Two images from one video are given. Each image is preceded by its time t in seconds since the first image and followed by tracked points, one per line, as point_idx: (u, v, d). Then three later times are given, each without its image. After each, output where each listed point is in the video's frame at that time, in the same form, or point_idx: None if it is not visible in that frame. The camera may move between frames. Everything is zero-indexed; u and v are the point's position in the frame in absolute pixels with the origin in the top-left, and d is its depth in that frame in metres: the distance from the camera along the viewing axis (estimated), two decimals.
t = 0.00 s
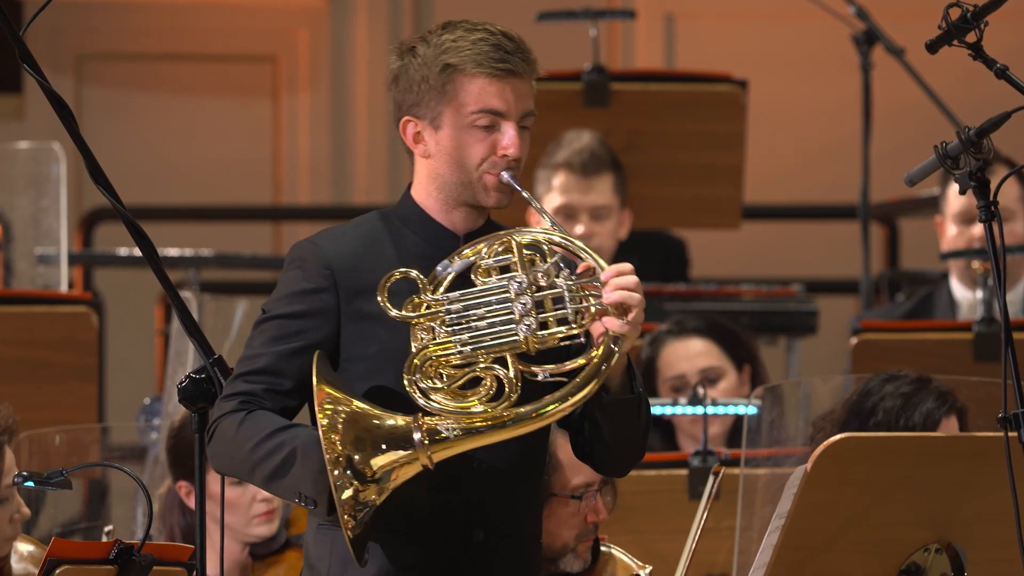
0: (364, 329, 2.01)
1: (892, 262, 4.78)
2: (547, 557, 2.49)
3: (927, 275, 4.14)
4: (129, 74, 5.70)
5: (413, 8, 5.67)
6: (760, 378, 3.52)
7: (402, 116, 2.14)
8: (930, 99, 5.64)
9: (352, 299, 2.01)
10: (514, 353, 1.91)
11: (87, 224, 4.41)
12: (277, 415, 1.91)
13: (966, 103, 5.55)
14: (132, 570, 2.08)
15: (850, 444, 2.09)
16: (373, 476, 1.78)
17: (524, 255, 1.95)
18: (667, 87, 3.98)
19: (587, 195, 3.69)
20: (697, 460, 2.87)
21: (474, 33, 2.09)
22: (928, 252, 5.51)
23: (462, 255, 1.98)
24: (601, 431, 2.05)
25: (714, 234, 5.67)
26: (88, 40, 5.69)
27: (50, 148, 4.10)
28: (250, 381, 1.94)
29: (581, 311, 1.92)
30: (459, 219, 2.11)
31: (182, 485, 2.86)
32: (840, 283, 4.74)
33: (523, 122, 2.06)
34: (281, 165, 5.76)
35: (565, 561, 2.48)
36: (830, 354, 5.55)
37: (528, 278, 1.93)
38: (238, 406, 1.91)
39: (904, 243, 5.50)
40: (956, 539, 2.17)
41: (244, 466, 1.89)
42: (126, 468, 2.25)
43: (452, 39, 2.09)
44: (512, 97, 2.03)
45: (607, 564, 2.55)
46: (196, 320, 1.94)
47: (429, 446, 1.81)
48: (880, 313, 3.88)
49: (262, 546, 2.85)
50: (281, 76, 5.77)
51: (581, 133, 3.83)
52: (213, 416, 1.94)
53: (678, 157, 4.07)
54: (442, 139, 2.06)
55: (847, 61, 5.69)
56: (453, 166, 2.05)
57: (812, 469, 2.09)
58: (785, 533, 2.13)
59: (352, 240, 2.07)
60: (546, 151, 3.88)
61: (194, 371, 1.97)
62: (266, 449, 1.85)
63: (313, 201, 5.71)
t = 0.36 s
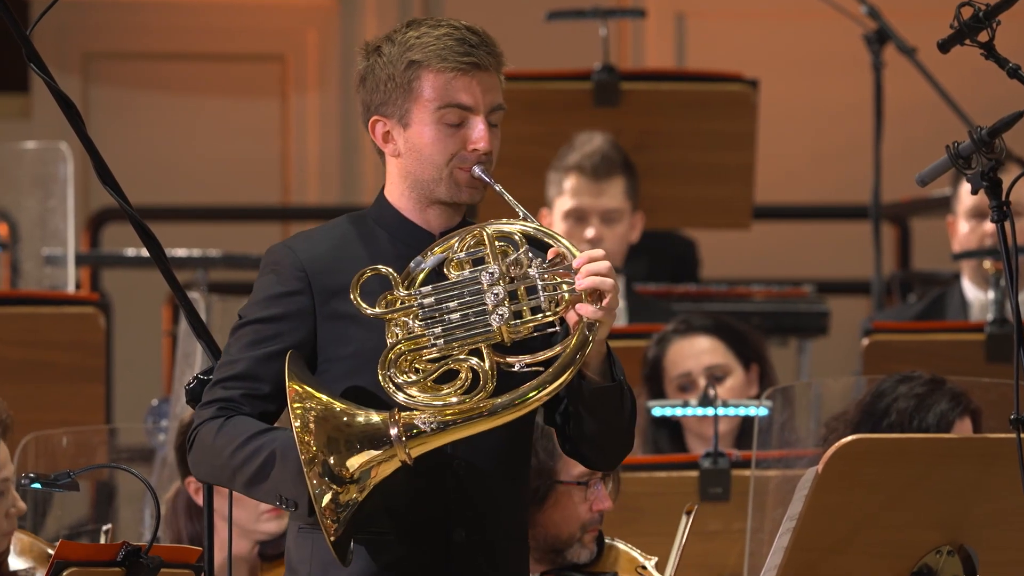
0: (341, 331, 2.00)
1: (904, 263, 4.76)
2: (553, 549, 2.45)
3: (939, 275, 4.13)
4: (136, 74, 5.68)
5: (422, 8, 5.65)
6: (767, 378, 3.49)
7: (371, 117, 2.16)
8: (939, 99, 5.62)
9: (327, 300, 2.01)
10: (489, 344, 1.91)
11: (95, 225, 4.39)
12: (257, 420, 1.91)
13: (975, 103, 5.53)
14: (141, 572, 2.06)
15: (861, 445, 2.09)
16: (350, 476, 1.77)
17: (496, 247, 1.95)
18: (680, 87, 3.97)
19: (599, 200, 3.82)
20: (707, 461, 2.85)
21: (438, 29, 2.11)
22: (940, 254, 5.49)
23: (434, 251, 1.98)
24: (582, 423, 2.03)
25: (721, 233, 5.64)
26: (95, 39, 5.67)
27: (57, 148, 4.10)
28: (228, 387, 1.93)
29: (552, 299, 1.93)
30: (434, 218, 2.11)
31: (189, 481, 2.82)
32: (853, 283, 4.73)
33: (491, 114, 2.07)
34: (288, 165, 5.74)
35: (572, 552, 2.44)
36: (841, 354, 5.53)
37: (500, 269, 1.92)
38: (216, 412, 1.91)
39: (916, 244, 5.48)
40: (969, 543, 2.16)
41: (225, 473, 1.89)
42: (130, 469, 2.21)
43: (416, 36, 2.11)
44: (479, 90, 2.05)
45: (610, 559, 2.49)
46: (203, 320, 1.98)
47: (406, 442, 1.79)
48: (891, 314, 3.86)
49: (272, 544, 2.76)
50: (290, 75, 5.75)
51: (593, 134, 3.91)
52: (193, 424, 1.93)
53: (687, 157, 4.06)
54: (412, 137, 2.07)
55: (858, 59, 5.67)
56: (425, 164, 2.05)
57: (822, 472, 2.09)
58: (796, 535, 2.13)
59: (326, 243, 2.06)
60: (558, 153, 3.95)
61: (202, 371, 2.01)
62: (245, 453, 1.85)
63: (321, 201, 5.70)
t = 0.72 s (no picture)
0: (336, 333, 1.98)
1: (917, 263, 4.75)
2: (556, 550, 2.43)
3: (953, 276, 4.11)
4: (144, 73, 5.67)
5: (431, 7, 5.64)
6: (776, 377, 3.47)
7: (361, 118, 2.14)
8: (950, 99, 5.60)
9: (323, 302, 1.99)
10: (491, 345, 1.89)
11: (103, 225, 4.38)
12: (253, 424, 1.89)
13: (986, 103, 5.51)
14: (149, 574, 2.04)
15: (872, 446, 2.07)
16: (359, 476, 1.75)
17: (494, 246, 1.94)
18: (688, 86, 3.99)
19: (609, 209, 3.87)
20: (719, 462, 2.83)
21: (427, 29, 2.10)
22: (953, 254, 5.48)
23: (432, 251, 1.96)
24: (583, 424, 2.01)
25: (728, 233, 5.63)
26: (102, 37, 5.64)
27: (65, 148, 4.12)
28: (222, 391, 1.91)
29: (553, 299, 1.92)
30: (424, 219, 2.10)
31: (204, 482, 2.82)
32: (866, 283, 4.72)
33: (482, 114, 2.06)
34: (297, 165, 5.73)
35: (574, 553, 2.43)
36: (852, 355, 5.52)
37: (500, 269, 1.91)
38: (212, 416, 1.89)
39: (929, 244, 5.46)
40: (981, 543, 2.15)
41: (221, 478, 1.87)
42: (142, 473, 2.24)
43: (406, 36, 2.09)
44: (470, 90, 2.04)
45: (613, 559, 2.47)
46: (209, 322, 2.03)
47: (410, 443, 1.77)
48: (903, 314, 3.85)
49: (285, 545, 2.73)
50: (299, 74, 5.74)
51: (604, 138, 3.90)
52: (188, 431, 1.92)
53: (697, 156, 4.05)
54: (403, 138, 2.06)
55: (869, 58, 5.66)
56: (416, 165, 2.04)
57: (835, 470, 2.09)
58: (807, 537, 2.13)
59: (319, 245, 2.05)
60: (569, 157, 3.95)
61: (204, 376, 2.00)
62: (243, 457, 1.83)
63: (330, 201, 5.68)
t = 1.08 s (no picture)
0: (339, 334, 1.96)
1: (928, 262, 4.73)
2: (556, 551, 2.41)
3: (964, 275, 4.10)
4: (148, 71, 5.64)
5: (437, 5, 5.62)
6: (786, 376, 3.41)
7: (355, 116, 2.11)
8: (960, 97, 5.57)
9: (324, 303, 1.97)
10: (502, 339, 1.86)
11: (107, 224, 4.35)
12: (257, 426, 1.86)
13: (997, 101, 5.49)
14: None
15: (879, 448, 2.06)
16: (377, 472, 1.72)
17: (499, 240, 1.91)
18: (695, 83, 3.98)
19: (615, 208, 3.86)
20: (727, 464, 2.79)
21: (422, 25, 2.07)
22: (964, 254, 5.45)
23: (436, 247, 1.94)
24: (589, 421, 1.99)
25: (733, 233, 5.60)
26: (105, 35, 5.62)
27: (68, 146, 4.10)
28: (224, 395, 1.88)
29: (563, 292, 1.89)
30: (422, 218, 2.07)
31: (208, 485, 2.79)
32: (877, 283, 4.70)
33: (478, 110, 2.03)
34: (302, 164, 5.70)
35: (575, 555, 2.40)
36: (862, 356, 5.49)
37: (507, 262, 1.87)
38: (215, 420, 1.86)
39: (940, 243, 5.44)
40: (992, 546, 2.14)
41: (227, 482, 1.83)
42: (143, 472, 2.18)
43: (400, 32, 2.07)
44: (466, 85, 2.01)
45: (614, 558, 2.44)
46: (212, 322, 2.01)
47: (425, 440, 1.74)
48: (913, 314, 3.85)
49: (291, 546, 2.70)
50: (304, 73, 5.71)
51: (613, 139, 3.88)
52: (189, 436, 1.88)
53: (705, 154, 4.04)
54: (400, 134, 2.03)
55: (877, 56, 5.63)
56: (414, 161, 2.01)
57: (841, 475, 2.07)
58: (817, 540, 2.11)
59: (319, 245, 2.02)
60: (576, 158, 3.93)
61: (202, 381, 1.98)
62: (251, 458, 1.81)
63: (336, 201, 5.66)
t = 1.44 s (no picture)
0: (345, 335, 1.93)
1: (937, 262, 4.70)
2: (561, 559, 2.37)
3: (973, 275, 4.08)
4: (150, 70, 5.62)
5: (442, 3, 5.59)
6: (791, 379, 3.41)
7: (362, 115, 2.08)
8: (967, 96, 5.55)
9: (331, 304, 1.94)
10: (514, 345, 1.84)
11: (108, 224, 4.32)
12: (262, 428, 1.84)
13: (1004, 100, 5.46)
14: None
15: (888, 450, 2.05)
16: (390, 475, 1.71)
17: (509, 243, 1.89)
18: (702, 82, 3.96)
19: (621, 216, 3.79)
20: (735, 466, 2.75)
21: (431, 24, 2.04)
22: (972, 254, 5.43)
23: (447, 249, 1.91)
24: (596, 425, 1.97)
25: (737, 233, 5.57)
26: (107, 34, 5.60)
27: (68, 145, 4.07)
28: (228, 395, 1.85)
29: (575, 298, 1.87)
30: (428, 218, 2.04)
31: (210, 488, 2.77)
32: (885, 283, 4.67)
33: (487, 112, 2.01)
34: (306, 163, 5.68)
35: (580, 561, 2.38)
36: (869, 356, 5.47)
37: (520, 266, 1.86)
38: (219, 421, 1.83)
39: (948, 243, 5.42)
40: (1001, 549, 2.12)
41: (230, 484, 1.81)
42: (145, 475, 2.18)
43: (409, 32, 2.04)
44: (476, 86, 1.99)
45: (620, 562, 2.42)
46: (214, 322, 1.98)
47: (436, 447, 1.72)
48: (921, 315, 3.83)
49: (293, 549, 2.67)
50: (307, 71, 5.67)
51: (620, 142, 3.86)
52: (191, 436, 1.85)
53: (712, 153, 4.02)
54: (408, 134, 2.00)
55: (885, 55, 5.60)
56: (422, 161, 1.99)
57: (851, 477, 2.07)
58: (824, 541, 2.11)
59: (324, 245, 1.99)
60: (583, 158, 3.90)
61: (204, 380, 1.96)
62: (257, 461, 1.78)
63: (339, 200, 5.64)
